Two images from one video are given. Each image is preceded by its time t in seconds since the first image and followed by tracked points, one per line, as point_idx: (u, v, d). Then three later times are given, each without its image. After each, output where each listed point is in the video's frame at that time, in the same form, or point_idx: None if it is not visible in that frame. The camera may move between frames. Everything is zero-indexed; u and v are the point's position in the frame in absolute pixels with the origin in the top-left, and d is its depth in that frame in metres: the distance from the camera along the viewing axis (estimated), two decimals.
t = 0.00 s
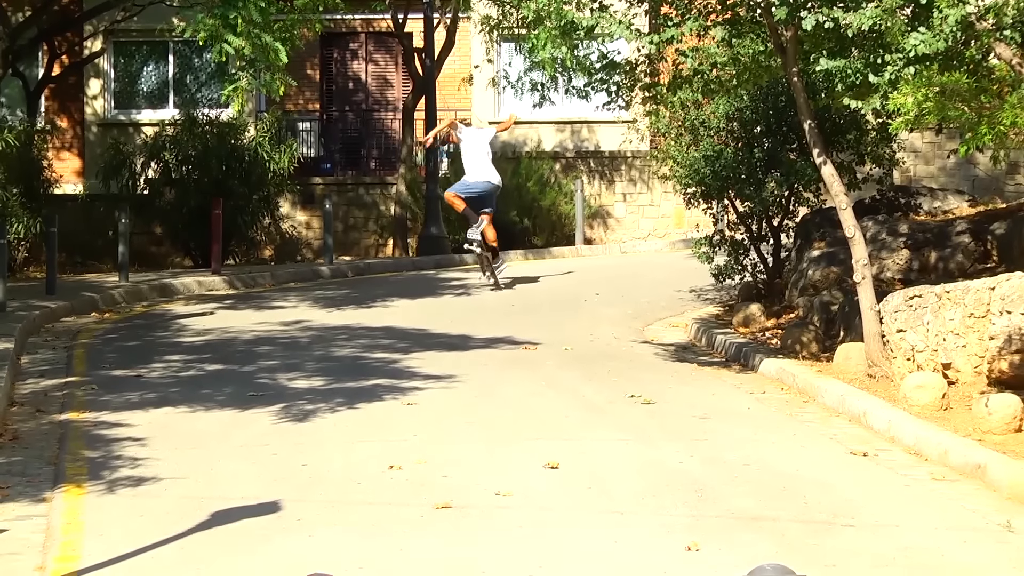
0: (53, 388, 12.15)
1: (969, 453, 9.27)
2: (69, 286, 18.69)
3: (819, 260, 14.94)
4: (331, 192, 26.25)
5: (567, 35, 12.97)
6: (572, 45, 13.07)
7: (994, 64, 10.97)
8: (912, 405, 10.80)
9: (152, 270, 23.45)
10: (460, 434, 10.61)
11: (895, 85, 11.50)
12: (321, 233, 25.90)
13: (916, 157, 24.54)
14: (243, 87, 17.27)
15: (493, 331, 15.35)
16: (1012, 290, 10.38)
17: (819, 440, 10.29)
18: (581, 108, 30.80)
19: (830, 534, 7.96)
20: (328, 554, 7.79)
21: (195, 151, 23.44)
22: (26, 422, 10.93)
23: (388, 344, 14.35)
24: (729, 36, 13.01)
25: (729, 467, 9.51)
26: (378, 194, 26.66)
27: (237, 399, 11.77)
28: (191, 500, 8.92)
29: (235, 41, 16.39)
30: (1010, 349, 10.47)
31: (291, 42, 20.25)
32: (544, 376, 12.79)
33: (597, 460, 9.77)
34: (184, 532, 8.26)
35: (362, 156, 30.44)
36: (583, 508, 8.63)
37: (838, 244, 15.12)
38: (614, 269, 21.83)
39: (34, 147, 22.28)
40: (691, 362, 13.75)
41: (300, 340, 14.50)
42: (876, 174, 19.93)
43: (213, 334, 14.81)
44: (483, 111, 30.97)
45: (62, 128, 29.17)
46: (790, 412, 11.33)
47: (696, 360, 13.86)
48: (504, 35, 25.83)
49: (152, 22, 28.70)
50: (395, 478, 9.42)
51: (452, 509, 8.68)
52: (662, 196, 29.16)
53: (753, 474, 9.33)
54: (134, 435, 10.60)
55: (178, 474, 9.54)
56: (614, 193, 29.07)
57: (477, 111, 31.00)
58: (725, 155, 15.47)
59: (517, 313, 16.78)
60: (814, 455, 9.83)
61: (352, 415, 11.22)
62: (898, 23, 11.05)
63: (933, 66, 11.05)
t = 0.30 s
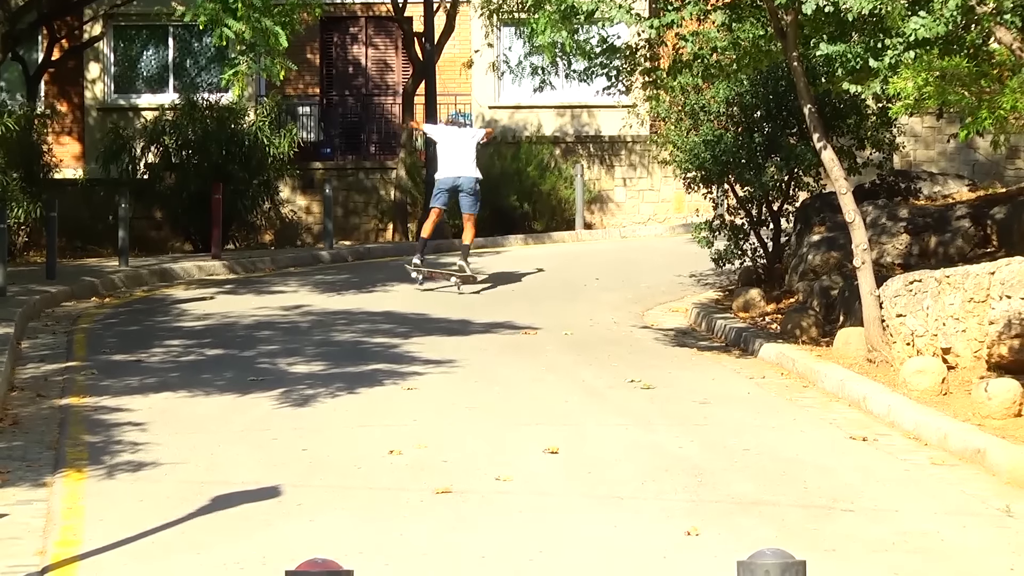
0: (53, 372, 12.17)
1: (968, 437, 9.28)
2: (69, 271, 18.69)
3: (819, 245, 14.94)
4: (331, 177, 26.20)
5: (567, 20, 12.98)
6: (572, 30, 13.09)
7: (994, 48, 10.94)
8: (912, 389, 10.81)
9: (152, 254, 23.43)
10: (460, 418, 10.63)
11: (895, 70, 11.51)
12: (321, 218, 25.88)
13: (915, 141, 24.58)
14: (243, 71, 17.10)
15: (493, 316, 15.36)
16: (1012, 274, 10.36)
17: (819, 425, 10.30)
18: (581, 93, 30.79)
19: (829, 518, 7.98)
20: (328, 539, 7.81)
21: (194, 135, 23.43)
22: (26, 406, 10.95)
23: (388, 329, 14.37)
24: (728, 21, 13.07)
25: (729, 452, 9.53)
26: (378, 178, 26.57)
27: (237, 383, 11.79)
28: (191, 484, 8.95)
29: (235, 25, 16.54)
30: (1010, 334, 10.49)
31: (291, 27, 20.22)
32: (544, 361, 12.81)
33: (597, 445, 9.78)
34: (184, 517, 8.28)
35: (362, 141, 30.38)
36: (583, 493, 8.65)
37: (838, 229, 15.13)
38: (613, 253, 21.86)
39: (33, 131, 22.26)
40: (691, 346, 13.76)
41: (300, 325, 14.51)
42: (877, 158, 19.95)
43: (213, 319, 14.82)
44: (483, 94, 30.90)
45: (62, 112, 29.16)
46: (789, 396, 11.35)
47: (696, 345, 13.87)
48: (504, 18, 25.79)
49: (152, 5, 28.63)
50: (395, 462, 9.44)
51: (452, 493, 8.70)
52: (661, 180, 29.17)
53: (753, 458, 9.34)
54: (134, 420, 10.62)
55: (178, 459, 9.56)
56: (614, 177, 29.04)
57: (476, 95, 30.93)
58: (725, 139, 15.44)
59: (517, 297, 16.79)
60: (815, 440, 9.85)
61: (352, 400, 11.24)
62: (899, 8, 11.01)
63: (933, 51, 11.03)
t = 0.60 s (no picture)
0: (53, 356, 12.17)
1: (969, 421, 9.29)
2: (69, 254, 18.67)
3: (819, 229, 14.94)
4: (331, 160, 26.16)
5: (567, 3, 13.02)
6: (571, 14, 13.15)
7: (995, 31, 10.84)
8: (912, 372, 10.82)
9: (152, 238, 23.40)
10: (460, 402, 10.63)
11: (895, 53, 11.56)
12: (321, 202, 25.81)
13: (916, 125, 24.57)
14: (243, 54, 17.17)
15: (493, 300, 15.35)
16: (1012, 258, 10.45)
17: (819, 409, 10.31)
18: (581, 76, 30.74)
19: (829, 502, 7.99)
20: (328, 522, 7.81)
21: (195, 118, 23.39)
22: (26, 390, 10.95)
23: (388, 313, 14.36)
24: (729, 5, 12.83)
25: (729, 436, 9.54)
26: (378, 161, 26.53)
27: (237, 367, 11.79)
28: (191, 468, 8.95)
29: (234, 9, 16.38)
30: (1010, 318, 10.51)
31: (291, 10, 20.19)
32: (544, 344, 12.81)
33: (598, 429, 9.79)
34: (184, 501, 8.29)
35: (363, 125, 30.19)
36: (584, 477, 8.66)
37: (838, 213, 15.12)
38: (613, 237, 21.86)
39: (33, 115, 22.23)
40: (691, 330, 13.76)
41: (301, 309, 14.49)
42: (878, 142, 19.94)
43: (213, 303, 14.81)
44: (483, 77, 30.81)
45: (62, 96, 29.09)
46: (790, 380, 11.36)
47: (696, 329, 13.87)
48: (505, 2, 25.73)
49: None
50: (396, 446, 9.44)
51: (452, 477, 8.71)
52: (662, 164, 29.16)
53: (753, 442, 9.35)
54: (135, 404, 10.62)
55: (178, 443, 9.56)
56: (614, 161, 29.00)
57: (477, 78, 30.84)
58: (725, 123, 15.43)
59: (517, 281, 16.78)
60: (815, 423, 9.86)
61: (352, 384, 11.24)
62: None
63: (934, 34, 10.95)
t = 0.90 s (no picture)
0: (53, 338, 12.17)
1: (968, 404, 9.30)
2: (69, 237, 18.65)
3: (819, 212, 14.94)
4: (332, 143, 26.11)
5: None
6: None
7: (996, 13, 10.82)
8: (912, 355, 10.83)
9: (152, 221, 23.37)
10: (460, 385, 10.64)
11: (896, 36, 11.56)
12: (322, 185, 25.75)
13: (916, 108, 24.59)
14: (243, 37, 17.17)
15: (493, 283, 15.34)
16: (1013, 240, 10.56)
17: (819, 391, 10.33)
18: (581, 59, 30.69)
19: (829, 485, 8.01)
20: (328, 505, 7.83)
21: (195, 101, 23.36)
22: (27, 373, 10.96)
23: (388, 296, 14.36)
24: None
25: (729, 418, 9.55)
26: (378, 144, 26.46)
27: (237, 350, 11.80)
28: (191, 451, 8.96)
29: None
30: (1010, 300, 10.60)
31: None
32: (544, 328, 12.81)
33: (598, 412, 9.80)
34: (185, 484, 8.30)
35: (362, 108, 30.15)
36: (583, 460, 8.67)
37: (838, 196, 15.12)
38: (613, 220, 21.85)
39: (33, 98, 22.19)
40: (691, 313, 13.76)
41: (301, 292, 14.48)
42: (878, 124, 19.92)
43: (213, 286, 14.81)
44: (483, 61, 30.80)
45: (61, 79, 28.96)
46: (789, 363, 11.37)
47: (697, 312, 13.87)
48: None
49: None
50: (395, 429, 9.46)
51: (452, 460, 8.72)
52: (662, 147, 29.16)
53: (753, 425, 9.37)
54: (135, 386, 10.63)
55: (178, 425, 9.57)
56: (614, 144, 28.97)
57: (477, 61, 30.82)
58: (725, 106, 15.38)
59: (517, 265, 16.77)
60: (815, 406, 9.87)
61: (351, 367, 11.25)
62: None
63: (935, 16, 10.95)
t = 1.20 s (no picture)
0: (53, 325, 12.17)
1: (968, 390, 9.31)
2: (69, 223, 18.64)
3: (819, 198, 14.94)
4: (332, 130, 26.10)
5: None
6: None
7: None
8: (912, 342, 10.84)
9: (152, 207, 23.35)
10: (460, 372, 10.64)
11: (896, 23, 11.54)
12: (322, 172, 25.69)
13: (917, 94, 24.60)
14: (243, 22, 17.15)
15: (493, 270, 15.34)
16: (1012, 227, 10.48)
17: (819, 378, 10.33)
18: (581, 45, 30.66)
19: (829, 471, 8.02)
20: (328, 492, 7.83)
21: (195, 88, 23.33)
22: (27, 359, 10.96)
23: (388, 282, 14.35)
24: None
25: (729, 405, 9.56)
26: (378, 131, 26.39)
27: (238, 337, 11.80)
28: (191, 437, 8.97)
29: None
30: (1010, 287, 10.61)
31: None
32: (544, 314, 12.82)
33: (598, 399, 9.80)
34: (185, 470, 8.30)
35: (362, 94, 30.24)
36: (583, 446, 8.68)
37: (838, 182, 15.12)
38: (614, 206, 21.85)
39: (33, 84, 22.15)
40: (691, 300, 13.76)
41: (300, 278, 14.47)
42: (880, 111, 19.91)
43: (213, 272, 14.80)
44: (483, 47, 30.76)
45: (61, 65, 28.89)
46: (790, 349, 11.37)
47: (697, 298, 13.86)
48: None
49: None
50: (395, 416, 9.46)
51: (452, 446, 8.73)
52: (662, 133, 29.14)
53: (753, 411, 9.38)
54: (135, 373, 10.64)
55: (178, 412, 9.58)
56: (614, 130, 28.94)
57: (477, 48, 30.78)
58: (726, 92, 15.34)
59: (517, 251, 16.77)
60: (815, 393, 9.88)
61: (351, 353, 11.25)
62: None
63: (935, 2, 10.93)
